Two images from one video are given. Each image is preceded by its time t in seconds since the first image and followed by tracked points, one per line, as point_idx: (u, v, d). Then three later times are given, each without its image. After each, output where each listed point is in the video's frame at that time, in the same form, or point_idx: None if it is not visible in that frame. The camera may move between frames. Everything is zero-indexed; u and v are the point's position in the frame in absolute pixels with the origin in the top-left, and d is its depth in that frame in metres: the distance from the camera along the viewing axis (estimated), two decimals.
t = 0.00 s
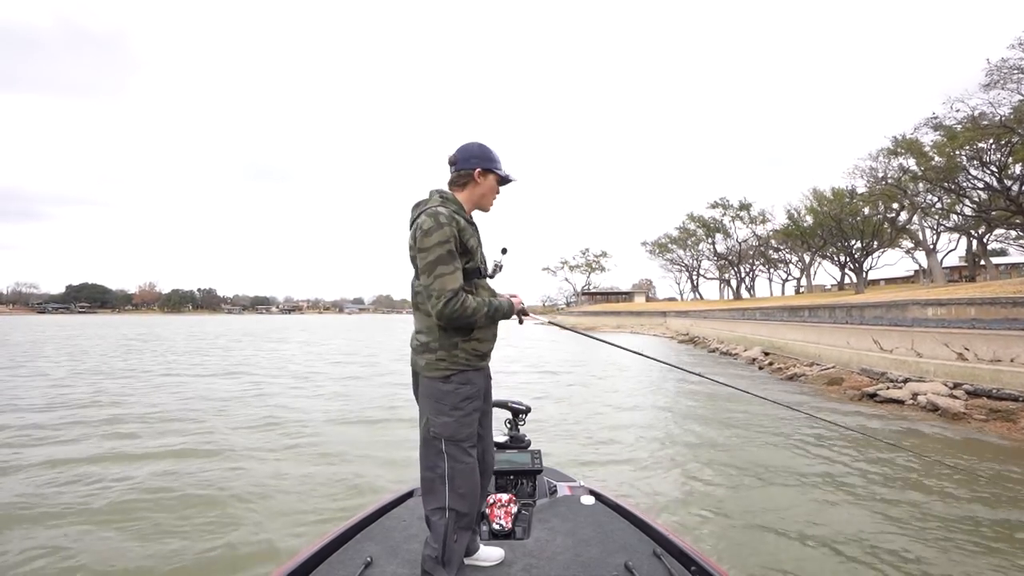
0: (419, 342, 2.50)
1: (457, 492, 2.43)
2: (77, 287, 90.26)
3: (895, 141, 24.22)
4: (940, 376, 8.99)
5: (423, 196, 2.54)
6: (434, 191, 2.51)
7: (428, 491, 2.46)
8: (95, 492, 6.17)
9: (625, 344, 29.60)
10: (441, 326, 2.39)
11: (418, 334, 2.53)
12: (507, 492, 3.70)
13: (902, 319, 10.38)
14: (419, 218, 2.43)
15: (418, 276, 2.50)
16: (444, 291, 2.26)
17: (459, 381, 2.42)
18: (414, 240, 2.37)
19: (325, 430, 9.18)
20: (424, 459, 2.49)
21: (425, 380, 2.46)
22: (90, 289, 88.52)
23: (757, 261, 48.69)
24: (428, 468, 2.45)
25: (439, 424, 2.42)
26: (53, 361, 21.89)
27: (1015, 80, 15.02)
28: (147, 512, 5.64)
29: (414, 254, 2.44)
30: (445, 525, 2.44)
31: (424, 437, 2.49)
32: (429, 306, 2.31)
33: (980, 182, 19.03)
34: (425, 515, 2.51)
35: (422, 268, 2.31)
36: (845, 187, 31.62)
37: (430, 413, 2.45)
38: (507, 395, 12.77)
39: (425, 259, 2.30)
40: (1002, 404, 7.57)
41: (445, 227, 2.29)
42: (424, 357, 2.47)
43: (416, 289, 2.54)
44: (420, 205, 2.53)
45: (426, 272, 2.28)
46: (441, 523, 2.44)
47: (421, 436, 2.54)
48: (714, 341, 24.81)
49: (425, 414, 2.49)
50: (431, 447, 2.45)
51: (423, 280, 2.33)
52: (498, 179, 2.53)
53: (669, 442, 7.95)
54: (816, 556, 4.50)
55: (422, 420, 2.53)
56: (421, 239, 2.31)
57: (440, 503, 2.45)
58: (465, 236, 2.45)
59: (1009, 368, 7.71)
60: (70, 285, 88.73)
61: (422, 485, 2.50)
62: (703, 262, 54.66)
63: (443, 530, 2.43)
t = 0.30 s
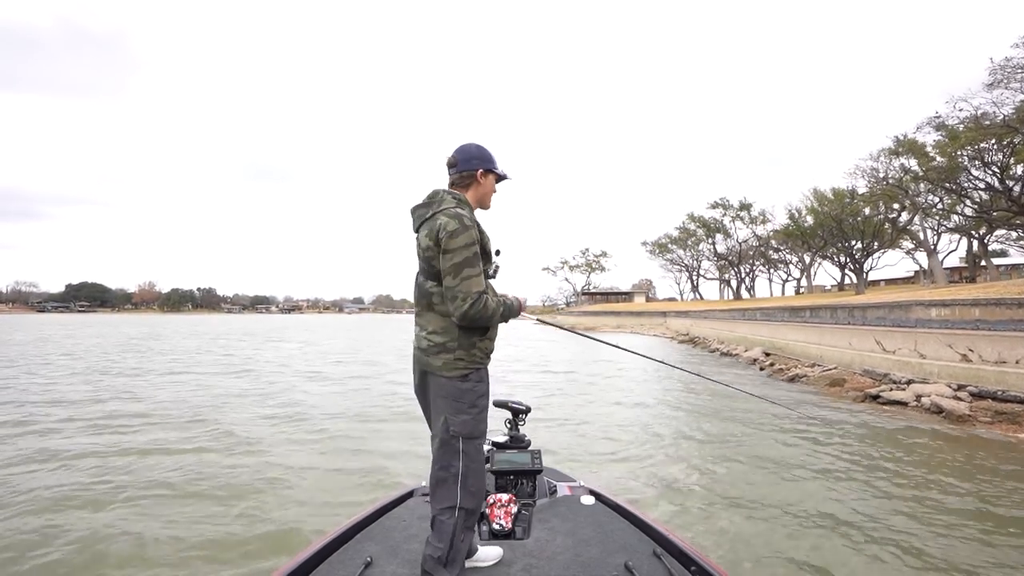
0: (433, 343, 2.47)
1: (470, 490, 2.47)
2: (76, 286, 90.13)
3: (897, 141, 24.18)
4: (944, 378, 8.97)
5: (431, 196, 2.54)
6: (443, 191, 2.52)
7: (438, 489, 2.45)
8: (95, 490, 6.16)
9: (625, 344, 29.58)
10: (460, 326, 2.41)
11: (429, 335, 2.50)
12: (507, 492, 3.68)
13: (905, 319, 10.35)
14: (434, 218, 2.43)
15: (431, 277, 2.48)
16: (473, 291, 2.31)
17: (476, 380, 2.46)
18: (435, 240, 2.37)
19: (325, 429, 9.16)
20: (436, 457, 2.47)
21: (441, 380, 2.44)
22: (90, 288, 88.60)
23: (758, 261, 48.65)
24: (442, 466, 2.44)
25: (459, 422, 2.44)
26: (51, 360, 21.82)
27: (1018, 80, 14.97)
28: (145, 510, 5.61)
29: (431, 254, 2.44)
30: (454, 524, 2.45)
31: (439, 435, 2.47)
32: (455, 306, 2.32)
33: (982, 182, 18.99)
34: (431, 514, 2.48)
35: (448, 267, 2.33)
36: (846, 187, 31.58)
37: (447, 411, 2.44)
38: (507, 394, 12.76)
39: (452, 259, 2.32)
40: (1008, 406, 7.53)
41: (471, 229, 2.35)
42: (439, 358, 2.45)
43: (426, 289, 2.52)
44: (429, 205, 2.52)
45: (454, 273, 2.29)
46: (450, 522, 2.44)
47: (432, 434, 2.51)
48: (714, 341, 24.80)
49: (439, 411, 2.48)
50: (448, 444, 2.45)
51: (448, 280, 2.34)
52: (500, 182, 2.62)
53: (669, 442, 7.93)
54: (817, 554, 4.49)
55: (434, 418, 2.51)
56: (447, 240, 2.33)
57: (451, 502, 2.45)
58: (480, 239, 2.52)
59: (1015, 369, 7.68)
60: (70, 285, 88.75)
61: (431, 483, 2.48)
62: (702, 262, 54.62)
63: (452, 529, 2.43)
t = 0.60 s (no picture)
0: (439, 342, 2.47)
1: (476, 487, 2.48)
2: (76, 285, 90.06)
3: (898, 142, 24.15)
4: (948, 380, 8.96)
5: (432, 197, 2.53)
6: (445, 193, 2.52)
7: (444, 487, 2.44)
8: (95, 490, 6.14)
9: (625, 344, 29.58)
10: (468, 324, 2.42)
11: (435, 334, 2.49)
12: (507, 492, 3.68)
13: (908, 321, 10.33)
14: (439, 219, 2.43)
15: (436, 277, 2.48)
16: (483, 290, 2.33)
17: (483, 377, 2.48)
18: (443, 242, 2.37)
19: (325, 429, 9.14)
20: (443, 453, 2.45)
21: (449, 378, 2.44)
22: (89, 288, 88.73)
23: (758, 262, 48.61)
24: (450, 464, 2.43)
25: (468, 419, 2.44)
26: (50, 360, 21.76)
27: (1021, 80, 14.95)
28: (142, 511, 5.59)
29: (437, 255, 2.44)
30: (459, 521, 2.45)
31: (448, 431, 2.45)
32: (464, 306, 2.33)
33: (983, 183, 18.97)
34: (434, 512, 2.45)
35: (457, 267, 2.34)
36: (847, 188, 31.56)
37: (456, 408, 2.44)
38: (507, 395, 12.75)
39: (461, 260, 2.33)
40: (1013, 409, 7.50)
41: (478, 229, 2.37)
42: (446, 357, 2.46)
43: (430, 290, 2.51)
44: (431, 207, 2.52)
45: (464, 273, 2.30)
46: (455, 520, 2.44)
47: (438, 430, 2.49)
48: (715, 342, 24.78)
49: (447, 408, 2.46)
50: (457, 441, 2.44)
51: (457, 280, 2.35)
52: (498, 184, 2.65)
53: (670, 442, 7.93)
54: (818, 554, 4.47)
55: (442, 414, 2.49)
56: (456, 241, 2.34)
57: (457, 500, 2.45)
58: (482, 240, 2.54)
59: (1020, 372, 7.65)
60: (70, 284, 88.82)
61: (437, 480, 2.46)
62: (703, 262, 54.59)
63: (458, 527, 2.43)
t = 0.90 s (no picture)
0: (440, 342, 2.46)
1: (476, 484, 2.48)
2: (76, 286, 90.08)
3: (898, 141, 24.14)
4: (953, 380, 8.94)
5: (432, 199, 2.52)
6: (445, 194, 2.52)
7: (445, 486, 2.43)
8: (95, 490, 6.13)
9: (626, 344, 29.58)
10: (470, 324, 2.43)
11: (436, 333, 2.48)
12: (507, 492, 3.67)
13: (911, 320, 10.31)
14: (441, 220, 2.43)
15: (437, 277, 2.47)
16: (488, 290, 2.35)
17: (484, 375, 2.48)
18: (447, 243, 2.37)
19: (325, 429, 9.14)
20: (444, 451, 2.44)
21: (450, 376, 2.43)
22: (89, 288, 88.80)
23: (758, 262, 48.63)
24: (451, 462, 2.41)
25: (470, 416, 2.43)
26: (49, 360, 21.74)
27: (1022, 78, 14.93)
28: (141, 511, 5.57)
29: (439, 256, 2.43)
30: (460, 519, 2.44)
31: (449, 429, 2.44)
32: (469, 306, 2.34)
33: (984, 182, 18.96)
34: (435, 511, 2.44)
35: (463, 267, 2.35)
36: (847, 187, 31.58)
37: (457, 405, 2.43)
38: (508, 395, 12.73)
39: (466, 260, 2.34)
40: (1018, 409, 7.48)
41: (481, 231, 2.39)
42: (448, 356, 2.45)
43: (431, 290, 2.50)
44: (431, 208, 2.51)
45: (470, 274, 2.32)
46: (456, 518, 2.43)
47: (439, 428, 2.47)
48: (715, 342, 24.76)
49: (448, 405, 2.45)
50: (458, 439, 2.43)
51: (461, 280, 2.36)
52: (495, 186, 2.66)
53: (670, 442, 7.93)
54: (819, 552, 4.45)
55: (442, 412, 2.47)
56: (460, 242, 2.35)
57: (458, 498, 2.44)
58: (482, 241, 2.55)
59: None
60: (70, 285, 88.89)
61: (439, 479, 2.44)
62: (703, 262, 54.57)
63: (459, 525, 2.43)
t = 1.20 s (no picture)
0: (448, 341, 2.44)
1: (481, 481, 2.49)
2: (76, 287, 90.18)
3: (899, 139, 24.13)
4: (956, 379, 8.92)
5: (432, 201, 2.49)
6: (445, 196, 2.50)
7: (452, 483, 2.41)
8: (95, 489, 6.13)
9: (626, 343, 29.56)
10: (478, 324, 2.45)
11: (442, 333, 2.46)
12: (506, 492, 3.65)
13: (914, 319, 10.30)
14: (446, 222, 2.42)
15: (443, 278, 2.45)
16: (498, 291, 2.39)
17: (490, 373, 2.51)
18: (455, 245, 2.37)
19: (325, 429, 9.13)
20: (452, 450, 2.41)
21: (459, 376, 2.42)
22: (89, 288, 88.93)
23: (758, 261, 48.65)
24: (460, 459, 2.40)
25: (479, 413, 2.44)
26: (49, 360, 21.74)
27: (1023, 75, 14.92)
28: (140, 511, 5.54)
29: (445, 258, 2.42)
30: (464, 516, 2.44)
31: (458, 427, 2.42)
32: (481, 306, 2.38)
33: (985, 180, 18.94)
34: (440, 508, 2.42)
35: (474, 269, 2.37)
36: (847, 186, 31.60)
37: (466, 403, 2.42)
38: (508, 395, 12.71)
39: (476, 262, 2.36)
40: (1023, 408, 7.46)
41: (489, 232, 2.41)
42: (455, 355, 2.43)
43: (436, 291, 2.48)
44: (432, 210, 2.48)
45: (482, 275, 2.34)
46: (461, 516, 2.42)
47: (445, 426, 2.44)
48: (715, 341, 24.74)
49: (456, 404, 2.43)
50: (467, 436, 2.42)
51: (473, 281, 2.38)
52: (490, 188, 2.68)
53: (670, 441, 7.91)
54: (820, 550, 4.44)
55: (449, 410, 2.44)
56: (469, 244, 2.36)
57: (463, 495, 2.44)
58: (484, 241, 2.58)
59: None
60: (70, 286, 89.00)
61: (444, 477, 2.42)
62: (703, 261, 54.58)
63: (464, 522, 2.42)
